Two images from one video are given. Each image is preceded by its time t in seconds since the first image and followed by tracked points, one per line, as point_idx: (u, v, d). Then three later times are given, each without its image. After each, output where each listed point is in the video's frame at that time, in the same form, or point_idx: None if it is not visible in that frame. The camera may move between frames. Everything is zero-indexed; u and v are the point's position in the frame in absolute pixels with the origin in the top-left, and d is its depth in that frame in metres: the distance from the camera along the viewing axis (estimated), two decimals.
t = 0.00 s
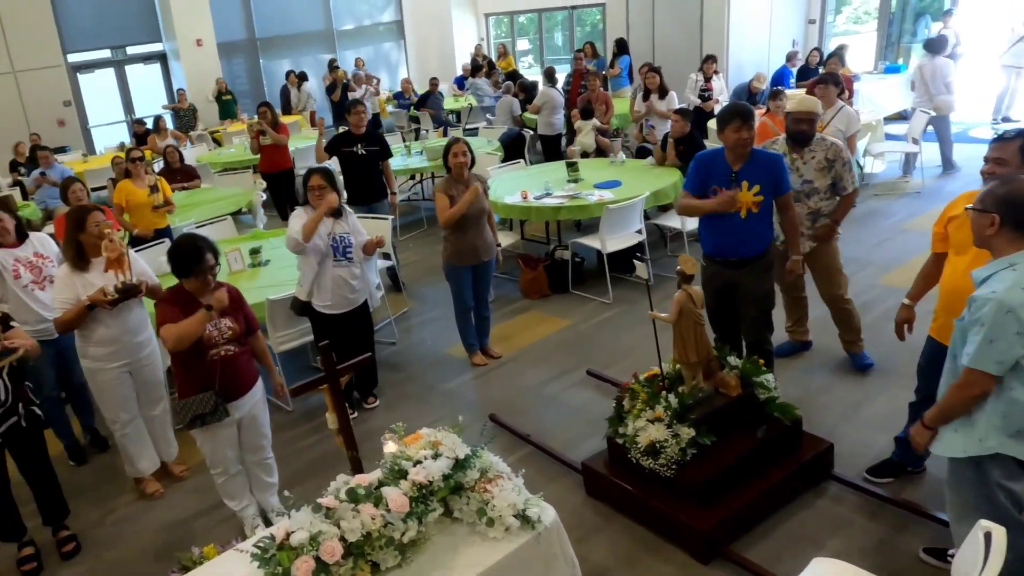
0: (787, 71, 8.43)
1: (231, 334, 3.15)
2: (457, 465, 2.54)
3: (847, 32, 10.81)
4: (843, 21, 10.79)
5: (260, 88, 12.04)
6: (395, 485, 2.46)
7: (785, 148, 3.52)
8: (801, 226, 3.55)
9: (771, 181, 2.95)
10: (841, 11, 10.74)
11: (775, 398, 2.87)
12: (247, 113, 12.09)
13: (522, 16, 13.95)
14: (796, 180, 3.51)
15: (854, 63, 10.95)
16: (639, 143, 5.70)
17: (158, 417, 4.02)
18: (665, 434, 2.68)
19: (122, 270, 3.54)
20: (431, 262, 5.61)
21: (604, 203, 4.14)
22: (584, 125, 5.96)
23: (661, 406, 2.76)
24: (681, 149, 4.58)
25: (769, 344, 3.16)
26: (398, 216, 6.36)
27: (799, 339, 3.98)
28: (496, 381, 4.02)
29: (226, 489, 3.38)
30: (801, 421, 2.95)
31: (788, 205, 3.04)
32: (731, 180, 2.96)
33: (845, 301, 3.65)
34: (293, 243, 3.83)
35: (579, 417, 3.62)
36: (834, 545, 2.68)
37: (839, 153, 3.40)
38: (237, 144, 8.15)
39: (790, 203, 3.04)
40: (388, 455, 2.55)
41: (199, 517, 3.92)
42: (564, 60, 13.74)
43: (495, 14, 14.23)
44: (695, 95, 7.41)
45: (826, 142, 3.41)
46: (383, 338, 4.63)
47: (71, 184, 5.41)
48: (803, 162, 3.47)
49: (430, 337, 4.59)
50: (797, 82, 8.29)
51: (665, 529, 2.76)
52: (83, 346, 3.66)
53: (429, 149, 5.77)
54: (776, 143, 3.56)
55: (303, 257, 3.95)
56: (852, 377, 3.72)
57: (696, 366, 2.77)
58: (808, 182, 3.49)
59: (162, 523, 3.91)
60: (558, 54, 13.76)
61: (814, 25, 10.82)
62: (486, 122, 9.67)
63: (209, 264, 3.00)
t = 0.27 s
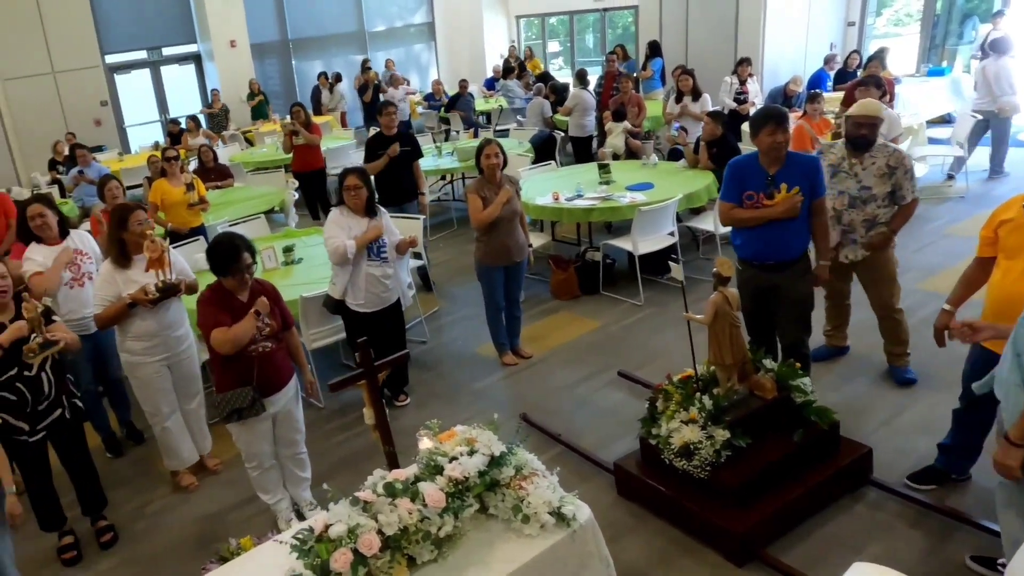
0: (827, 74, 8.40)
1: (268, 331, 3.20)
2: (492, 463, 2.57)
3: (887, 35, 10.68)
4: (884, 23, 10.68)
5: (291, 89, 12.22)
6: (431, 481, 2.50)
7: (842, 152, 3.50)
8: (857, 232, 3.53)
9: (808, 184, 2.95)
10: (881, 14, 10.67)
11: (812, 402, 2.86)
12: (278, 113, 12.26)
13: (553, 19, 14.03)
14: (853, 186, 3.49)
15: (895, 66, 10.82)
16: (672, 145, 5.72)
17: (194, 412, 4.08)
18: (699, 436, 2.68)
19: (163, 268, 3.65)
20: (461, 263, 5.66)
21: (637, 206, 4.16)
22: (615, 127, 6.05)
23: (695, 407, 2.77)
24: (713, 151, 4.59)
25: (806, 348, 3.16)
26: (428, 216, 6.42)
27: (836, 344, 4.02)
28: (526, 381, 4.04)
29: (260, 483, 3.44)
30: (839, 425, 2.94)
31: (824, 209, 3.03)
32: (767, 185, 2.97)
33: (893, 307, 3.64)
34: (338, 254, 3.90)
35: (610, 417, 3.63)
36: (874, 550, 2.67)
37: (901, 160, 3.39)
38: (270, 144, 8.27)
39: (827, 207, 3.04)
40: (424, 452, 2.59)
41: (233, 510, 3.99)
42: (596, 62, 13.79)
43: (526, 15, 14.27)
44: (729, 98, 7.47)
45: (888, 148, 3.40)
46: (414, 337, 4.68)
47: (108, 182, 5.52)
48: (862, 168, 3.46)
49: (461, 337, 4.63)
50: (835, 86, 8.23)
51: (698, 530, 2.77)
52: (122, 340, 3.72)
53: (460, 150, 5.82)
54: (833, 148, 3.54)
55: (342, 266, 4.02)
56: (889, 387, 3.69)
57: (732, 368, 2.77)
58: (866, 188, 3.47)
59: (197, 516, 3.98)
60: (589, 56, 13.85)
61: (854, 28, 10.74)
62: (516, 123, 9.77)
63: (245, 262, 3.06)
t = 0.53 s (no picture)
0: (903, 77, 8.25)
1: (328, 322, 3.27)
2: (549, 459, 2.55)
3: (972, 36, 10.45)
4: (968, 23, 10.44)
5: (351, 86, 12.47)
6: (487, 474, 2.49)
7: (946, 158, 3.40)
8: (959, 243, 3.47)
9: (879, 190, 2.88)
10: (965, 14, 10.41)
11: (880, 412, 2.79)
12: (338, 110, 12.52)
13: (613, 19, 14.09)
14: (959, 194, 3.40)
15: (981, 68, 10.71)
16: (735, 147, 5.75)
17: (251, 400, 4.19)
18: (759, 441, 2.65)
19: (226, 257, 3.77)
20: (516, 261, 5.70)
21: (697, 209, 4.13)
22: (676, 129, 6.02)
23: (755, 412, 2.74)
24: (777, 155, 4.54)
25: (873, 356, 3.09)
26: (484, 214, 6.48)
27: (907, 354, 3.99)
28: (580, 381, 4.04)
29: (316, 471, 3.51)
30: (908, 436, 2.87)
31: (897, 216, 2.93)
32: (834, 191, 2.92)
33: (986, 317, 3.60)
34: (388, 237, 3.93)
35: (666, 420, 3.61)
36: (947, 566, 2.61)
37: (1016, 166, 3.28)
38: (328, 140, 8.43)
39: (900, 214, 2.94)
40: (480, 446, 2.61)
41: (288, 496, 4.08)
42: (657, 64, 13.80)
43: (586, 16, 14.41)
44: (796, 101, 7.39)
45: (1000, 155, 3.29)
46: (469, 333, 4.72)
47: (173, 176, 5.69)
48: (970, 175, 3.36)
49: (515, 335, 4.65)
50: (912, 89, 8.05)
51: (756, 536, 2.74)
52: (187, 327, 3.84)
53: (518, 150, 5.85)
54: (935, 153, 3.45)
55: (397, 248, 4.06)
56: (967, 402, 3.62)
57: (795, 374, 2.72)
58: (976, 197, 3.37)
59: (254, 501, 4.08)
60: (650, 57, 13.90)
61: (935, 29, 10.51)
62: (574, 122, 9.89)
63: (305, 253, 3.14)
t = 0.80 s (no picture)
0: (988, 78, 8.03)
1: (388, 314, 3.33)
2: (607, 457, 2.45)
3: None
4: None
5: (410, 84, 12.65)
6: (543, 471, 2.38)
7: None
8: None
9: (965, 198, 2.79)
10: None
11: (956, 423, 2.71)
12: (397, 108, 12.71)
13: (677, 20, 13.79)
14: None
15: None
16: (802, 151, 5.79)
17: (308, 392, 4.28)
18: (824, 448, 2.60)
19: (285, 254, 3.83)
20: (572, 261, 5.69)
21: (760, 212, 4.07)
22: (741, 132, 5.97)
23: (820, 418, 2.68)
24: (848, 158, 4.43)
25: (949, 366, 3.00)
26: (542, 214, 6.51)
27: (1000, 373, 3.87)
28: (635, 382, 4.02)
29: (371, 462, 3.57)
30: (987, 450, 2.78)
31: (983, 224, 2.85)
32: (914, 197, 2.84)
33: None
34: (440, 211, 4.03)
35: (724, 424, 3.56)
36: None
37: None
38: (387, 138, 8.56)
39: (986, 222, 2.85)
40: (538, 442, 2.48)
41: (343, 486, 4.16)
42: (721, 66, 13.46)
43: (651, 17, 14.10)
44: (871, 103, 7.35)
45: None
46: (524, 332, 4.74)
47: (240, 171, 5.86)
48: None
49: (571, 335, 4.65)
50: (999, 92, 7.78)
51: (818, 545, 2.69)
52: (248, 319, 3.93)
53: (577, 150, 5.85)
54: None
55: (456, 233, 4.12)
56: None
57: (864, 381, 2.65)
58: None
59: (309, 489, 4.18)
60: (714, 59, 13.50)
61: None
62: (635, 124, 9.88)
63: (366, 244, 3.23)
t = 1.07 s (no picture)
0: None
1: (439, 307, 3.36)
2: (659, 457, 2.37)
3: None
4: None
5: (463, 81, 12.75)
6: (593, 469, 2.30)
7: None
8: None
9: None
10: None
11: None
12: (449, 105, 12.83)
13: (736, 18, 13.39)
14: None
15: None
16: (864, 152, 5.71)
17: (355, 383, 4.35)
18: (885, 456, 2.53)
19: (335, 242, 3.92)
20: (622, 261, 5.66)
21: (820, 213, 3.99)
22: (801, 131, 5.93)
23: (882, 425, 2.61)
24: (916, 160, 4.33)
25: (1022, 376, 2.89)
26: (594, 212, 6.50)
27: None
28: (686, 383, 3.98)
29: (419, 454, 3.60)
30: None
31: None
32: (992, 198, 2.74)
33: None
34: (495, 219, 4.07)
35: (777, 427, 3.51)
36: None
37: None
38: (439, 135, 8.64)
39: None
40: (586, 441, 2.39)
41: (390, 476, 4.22)
42: (782, 65, 12.88)
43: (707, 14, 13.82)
44: (942, 103, 7.17)
45: None
46: (574, 330, 4.74)
47: (296, 164, 5.97)
48: None
49: (621, 333, 4.64)
50: None
51: (877, 555, 2.62)
52: (298, 308, 4.02)
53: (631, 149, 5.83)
54: None
55: (506, 234, 4.13)
56: None
57: (930, 389, 2.58)
58: None
59: (357, 478, 4.24)
60: (774, 57, 12.94)
61: None
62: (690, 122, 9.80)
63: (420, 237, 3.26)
